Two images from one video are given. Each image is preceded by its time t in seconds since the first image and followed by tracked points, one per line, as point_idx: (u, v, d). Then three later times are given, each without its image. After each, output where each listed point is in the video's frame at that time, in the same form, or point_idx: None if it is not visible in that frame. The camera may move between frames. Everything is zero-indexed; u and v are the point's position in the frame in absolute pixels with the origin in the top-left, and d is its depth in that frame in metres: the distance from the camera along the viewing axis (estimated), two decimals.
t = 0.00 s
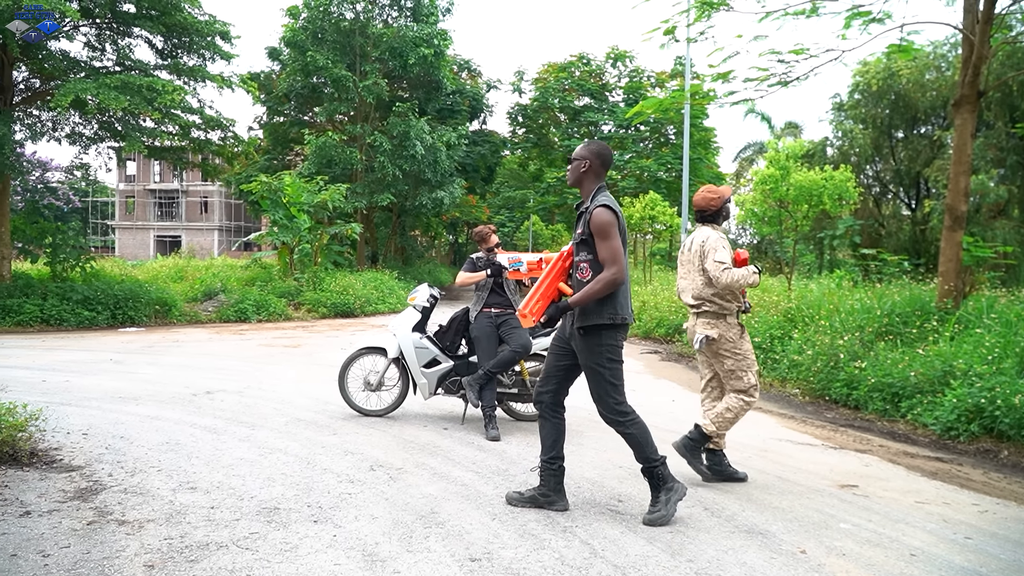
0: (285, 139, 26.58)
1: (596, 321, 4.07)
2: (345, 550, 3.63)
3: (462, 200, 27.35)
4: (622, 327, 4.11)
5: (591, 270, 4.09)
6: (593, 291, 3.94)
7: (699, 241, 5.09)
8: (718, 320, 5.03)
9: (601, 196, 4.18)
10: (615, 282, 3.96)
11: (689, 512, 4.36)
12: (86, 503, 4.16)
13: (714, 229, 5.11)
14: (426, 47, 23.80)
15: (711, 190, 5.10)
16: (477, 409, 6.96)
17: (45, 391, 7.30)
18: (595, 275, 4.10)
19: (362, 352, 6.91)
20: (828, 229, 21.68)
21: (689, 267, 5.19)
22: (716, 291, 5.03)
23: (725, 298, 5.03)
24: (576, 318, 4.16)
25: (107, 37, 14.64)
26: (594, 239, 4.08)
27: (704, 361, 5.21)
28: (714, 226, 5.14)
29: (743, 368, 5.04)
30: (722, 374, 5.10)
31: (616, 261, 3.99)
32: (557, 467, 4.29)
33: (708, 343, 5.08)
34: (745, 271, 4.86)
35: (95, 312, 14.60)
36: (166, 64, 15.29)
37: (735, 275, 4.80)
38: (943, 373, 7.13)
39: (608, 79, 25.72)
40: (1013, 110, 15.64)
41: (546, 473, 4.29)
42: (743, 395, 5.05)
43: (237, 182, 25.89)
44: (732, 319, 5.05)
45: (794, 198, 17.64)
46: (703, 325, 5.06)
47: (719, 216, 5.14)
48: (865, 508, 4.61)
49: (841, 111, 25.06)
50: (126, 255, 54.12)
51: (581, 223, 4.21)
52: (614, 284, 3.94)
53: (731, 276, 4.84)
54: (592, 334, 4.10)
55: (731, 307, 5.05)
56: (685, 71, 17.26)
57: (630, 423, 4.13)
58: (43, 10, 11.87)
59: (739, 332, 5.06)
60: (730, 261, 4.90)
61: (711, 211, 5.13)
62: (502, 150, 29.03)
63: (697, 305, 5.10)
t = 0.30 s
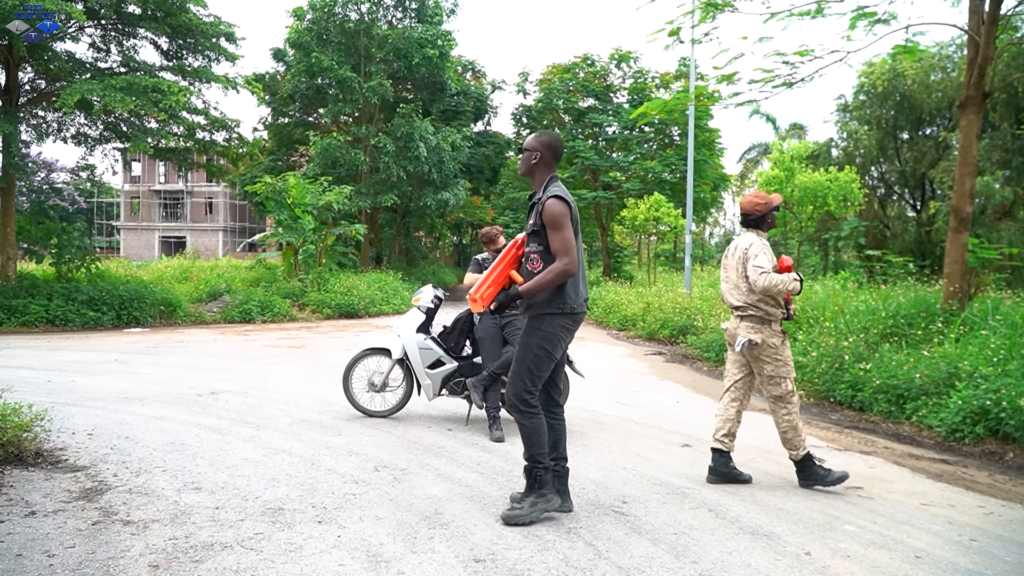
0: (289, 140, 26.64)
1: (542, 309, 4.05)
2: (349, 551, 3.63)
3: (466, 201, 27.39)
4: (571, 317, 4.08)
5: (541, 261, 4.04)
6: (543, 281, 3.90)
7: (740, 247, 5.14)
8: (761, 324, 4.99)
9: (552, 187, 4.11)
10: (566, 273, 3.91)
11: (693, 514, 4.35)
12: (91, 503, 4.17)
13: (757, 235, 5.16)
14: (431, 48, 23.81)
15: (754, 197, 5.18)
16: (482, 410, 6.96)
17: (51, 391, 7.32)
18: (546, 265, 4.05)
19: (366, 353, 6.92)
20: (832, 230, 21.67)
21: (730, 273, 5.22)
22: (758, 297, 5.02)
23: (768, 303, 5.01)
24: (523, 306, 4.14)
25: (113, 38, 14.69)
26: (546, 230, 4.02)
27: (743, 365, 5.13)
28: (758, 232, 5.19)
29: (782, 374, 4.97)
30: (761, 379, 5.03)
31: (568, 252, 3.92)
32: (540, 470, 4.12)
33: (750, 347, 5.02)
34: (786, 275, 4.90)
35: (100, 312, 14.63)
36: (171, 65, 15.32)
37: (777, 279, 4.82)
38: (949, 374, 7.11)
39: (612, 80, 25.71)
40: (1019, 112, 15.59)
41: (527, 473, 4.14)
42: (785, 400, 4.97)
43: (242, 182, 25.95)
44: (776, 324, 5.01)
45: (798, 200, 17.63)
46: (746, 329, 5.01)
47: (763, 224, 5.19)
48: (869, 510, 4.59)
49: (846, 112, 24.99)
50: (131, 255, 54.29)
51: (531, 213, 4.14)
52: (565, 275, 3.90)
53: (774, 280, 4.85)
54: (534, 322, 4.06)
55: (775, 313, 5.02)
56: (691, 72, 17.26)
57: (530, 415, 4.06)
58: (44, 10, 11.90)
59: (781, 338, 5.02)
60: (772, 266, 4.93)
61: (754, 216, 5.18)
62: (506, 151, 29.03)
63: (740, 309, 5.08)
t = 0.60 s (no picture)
0: (294, 142, 26.69)
1: (485, 317, 4.02)
2: (353, 552, 3.63)
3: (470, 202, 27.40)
4: (512, 327, 4.05)
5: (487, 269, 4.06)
6: (488, 290, 3.92)
7: (793, 253, 5.14)
8: (812, 328, 4.98)
9: (499, 193, 4.16)
10: (512, 282, 3.93)
11: (698, 515, 4.34)
12: (96, 504, 4.17)
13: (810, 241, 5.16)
14: (435, 49, 23.81)
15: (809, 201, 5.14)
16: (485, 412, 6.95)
17: (56, 392, 7.34)
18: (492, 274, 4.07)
19: (370, 354, 6.92)
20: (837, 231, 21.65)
21: (782, 278, 5.24)
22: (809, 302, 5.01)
23: (821, 308, 5.00)
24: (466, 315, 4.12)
25: (118, 40, 14.74)
26: (491, 237, 4.05)
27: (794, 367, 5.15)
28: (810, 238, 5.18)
29: (829, 377, 4.96)
30: (809, 382, 5.03)
31: (514, 261, 3.95)
32: (446, 479, 4.03)
33: (801, 349, 5.02)
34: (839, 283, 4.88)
35: (105, 314, 14.66)
36: (175, 67, 15.36)
37: (829, 287, 4.81)
38: (954, 376, 7.08)
39: (616, 81, 25.67)
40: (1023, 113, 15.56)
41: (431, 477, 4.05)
42: (828, 403, 4.95)
43: (246, 184, 26.00)
44: (827, 329, 4.99)
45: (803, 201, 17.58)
46: (796, 331, 5.03)
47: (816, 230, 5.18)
48: (874, 511, 4.57)
49: (850, 113, 24.95)
50: (136, 257, 54.45)
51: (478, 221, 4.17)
52: (509, 284, 3.91)
53: (827, 289, 4.84)
54: (473, 329, 4.03)
55: (826, 317, 5.01)
56: (695, 73, 17.26)
57: (461, 423, 4.00)
58: (45, 10, 11.90)
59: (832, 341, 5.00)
60: (824, 274, 4.91)
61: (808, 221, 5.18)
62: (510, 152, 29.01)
63: (791, 313, 5.09)
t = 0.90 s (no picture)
0: (298, 144, 26.76)
1: (435, 314, 3.96)
2: (358, 553, 3.63)
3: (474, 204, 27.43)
4: (463, 323, 4.02)
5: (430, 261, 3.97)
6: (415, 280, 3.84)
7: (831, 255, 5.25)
8: (838, 327, 5.05)
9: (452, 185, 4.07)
10: (441, 275, 3.82)
11: (702, 517, 4.33)
12: (102, 506, 4.18)
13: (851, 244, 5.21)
14: (439, 51, 23.80)
15: (851, 203, 5.19)
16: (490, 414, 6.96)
17: (62, 394, 7.36)
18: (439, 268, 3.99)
19: (375, 356, 6.93)
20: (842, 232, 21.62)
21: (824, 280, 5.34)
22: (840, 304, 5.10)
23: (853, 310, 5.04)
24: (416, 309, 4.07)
25: (122, 42, 14.79)
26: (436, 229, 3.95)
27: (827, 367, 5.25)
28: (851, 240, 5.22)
29: (846, 378, 5.01)
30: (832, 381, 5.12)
31: (449, 254, 3.84)
32: (447, 484, 4.05)
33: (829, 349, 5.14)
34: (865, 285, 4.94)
35: (110, 316, 14.70)
36: (179, 70, 15.39)
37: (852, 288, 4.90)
38: (959, 377, 7.07)
39: (620, 83, 25.65)
40: None
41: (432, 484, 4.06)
42: (843, 402, 4.98)
43: (251, 186, 26.06)
44: (857, 330, 5.02)
45: (807, 201, 17.50)
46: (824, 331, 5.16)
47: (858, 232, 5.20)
48: (879, 513, 4.56)
49: (855, 114, 24.90)
50: (141, 259, 54.64)
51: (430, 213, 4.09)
52: (440, 277, 3.81)
53: (852, 289, 4.94)
54: (428, 328, 3.99)
55: (856, 318, 5.04)
56: (699, 74, 17.24)
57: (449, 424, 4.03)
58: (44, 11, 11.91)
59: (858, 343, 5.02)
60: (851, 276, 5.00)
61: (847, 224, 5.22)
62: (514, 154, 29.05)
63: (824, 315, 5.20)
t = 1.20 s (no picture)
0: (303, 145, 26.84)
1: (395, 319, 3.96)
2: (364, 553, 3.64)
3: (479, 206, 27.44)
4: (424, 325, 3.99)
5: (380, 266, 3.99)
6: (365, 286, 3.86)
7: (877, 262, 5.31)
8: (874, 332, 5.11)
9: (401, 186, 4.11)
10: (391, 279, 3.85)
11: (707, 518, 4.32)
12: (108, 505, 4.19)
13: (898, 250, 5.24)
14: (443, 52, 23.81)
15: (896, 208, 5.23)
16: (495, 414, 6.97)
17: (68, 395, 7.38)
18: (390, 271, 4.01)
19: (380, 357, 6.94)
20: (849, 234, 21.56)
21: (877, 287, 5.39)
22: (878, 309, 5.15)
23: (889, 314, 5.07)
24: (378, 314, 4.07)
25: (128, 44, 14.86)
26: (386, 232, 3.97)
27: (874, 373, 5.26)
28: (898, 245, 5.23)
29: (879, 381, 5.02)
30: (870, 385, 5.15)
31: (398, 258, 3.86)
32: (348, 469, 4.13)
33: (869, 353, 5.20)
34: (892, 290, 4.98)
35: (116, 317, 14.74)
36: (186, 71, 15.44)
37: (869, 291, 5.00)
38: (965, 379, 7.05)
39: (625, 84, 25.64)
40: None
41: (334, 471, 4.12)
42: (873, 404, 5.00)
43: (256, 187, 26.13)
44: (891, 333, 5.02)
45: (812, 203, 17.46)
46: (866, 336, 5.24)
47: (906, 237, 5.19)
48: (885, 515, 4.54)
49: (861, 115, 24.85)
50: (146, 260, 54.83)
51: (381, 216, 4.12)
52: (391, 281, 3.84)
53: (871, 292, 5.04)
54: (390, 333, 3.98)
55: (894, 323, 5.04)
56: (704, 75, 17.24)
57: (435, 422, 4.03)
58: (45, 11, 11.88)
59: (894, 346, 5.01)
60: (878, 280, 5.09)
61: (895, 229, 5.23)
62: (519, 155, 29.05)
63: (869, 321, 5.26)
